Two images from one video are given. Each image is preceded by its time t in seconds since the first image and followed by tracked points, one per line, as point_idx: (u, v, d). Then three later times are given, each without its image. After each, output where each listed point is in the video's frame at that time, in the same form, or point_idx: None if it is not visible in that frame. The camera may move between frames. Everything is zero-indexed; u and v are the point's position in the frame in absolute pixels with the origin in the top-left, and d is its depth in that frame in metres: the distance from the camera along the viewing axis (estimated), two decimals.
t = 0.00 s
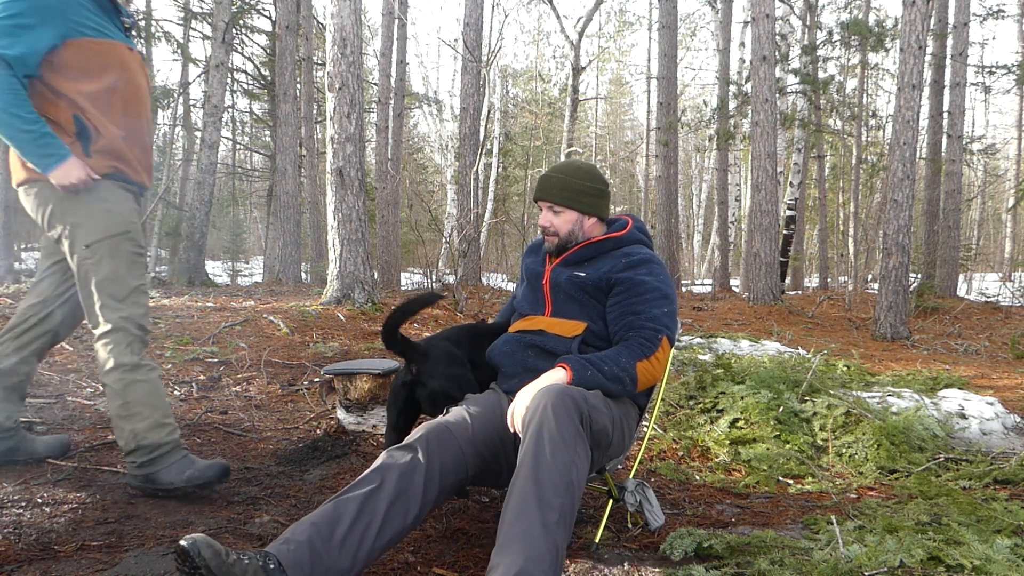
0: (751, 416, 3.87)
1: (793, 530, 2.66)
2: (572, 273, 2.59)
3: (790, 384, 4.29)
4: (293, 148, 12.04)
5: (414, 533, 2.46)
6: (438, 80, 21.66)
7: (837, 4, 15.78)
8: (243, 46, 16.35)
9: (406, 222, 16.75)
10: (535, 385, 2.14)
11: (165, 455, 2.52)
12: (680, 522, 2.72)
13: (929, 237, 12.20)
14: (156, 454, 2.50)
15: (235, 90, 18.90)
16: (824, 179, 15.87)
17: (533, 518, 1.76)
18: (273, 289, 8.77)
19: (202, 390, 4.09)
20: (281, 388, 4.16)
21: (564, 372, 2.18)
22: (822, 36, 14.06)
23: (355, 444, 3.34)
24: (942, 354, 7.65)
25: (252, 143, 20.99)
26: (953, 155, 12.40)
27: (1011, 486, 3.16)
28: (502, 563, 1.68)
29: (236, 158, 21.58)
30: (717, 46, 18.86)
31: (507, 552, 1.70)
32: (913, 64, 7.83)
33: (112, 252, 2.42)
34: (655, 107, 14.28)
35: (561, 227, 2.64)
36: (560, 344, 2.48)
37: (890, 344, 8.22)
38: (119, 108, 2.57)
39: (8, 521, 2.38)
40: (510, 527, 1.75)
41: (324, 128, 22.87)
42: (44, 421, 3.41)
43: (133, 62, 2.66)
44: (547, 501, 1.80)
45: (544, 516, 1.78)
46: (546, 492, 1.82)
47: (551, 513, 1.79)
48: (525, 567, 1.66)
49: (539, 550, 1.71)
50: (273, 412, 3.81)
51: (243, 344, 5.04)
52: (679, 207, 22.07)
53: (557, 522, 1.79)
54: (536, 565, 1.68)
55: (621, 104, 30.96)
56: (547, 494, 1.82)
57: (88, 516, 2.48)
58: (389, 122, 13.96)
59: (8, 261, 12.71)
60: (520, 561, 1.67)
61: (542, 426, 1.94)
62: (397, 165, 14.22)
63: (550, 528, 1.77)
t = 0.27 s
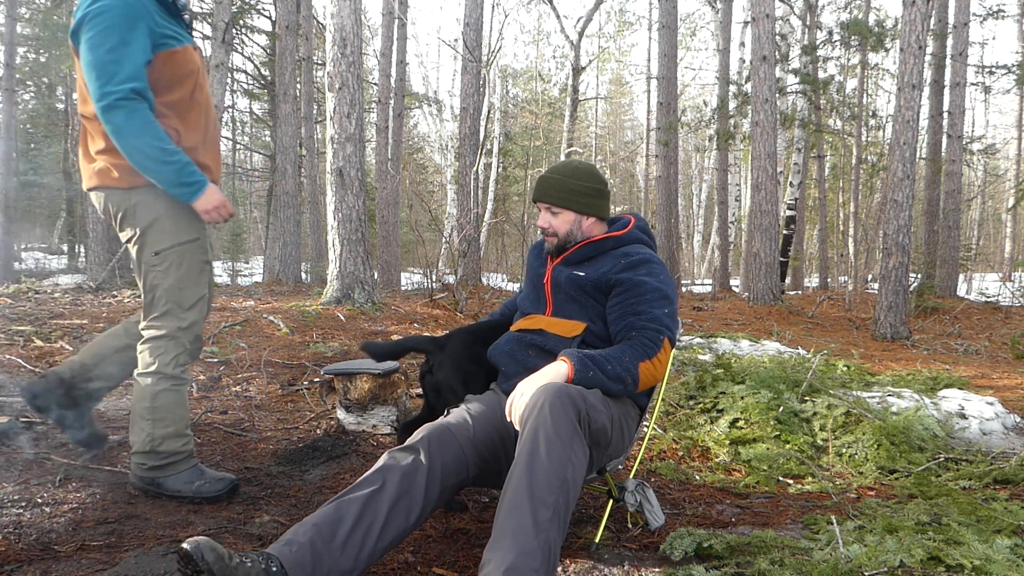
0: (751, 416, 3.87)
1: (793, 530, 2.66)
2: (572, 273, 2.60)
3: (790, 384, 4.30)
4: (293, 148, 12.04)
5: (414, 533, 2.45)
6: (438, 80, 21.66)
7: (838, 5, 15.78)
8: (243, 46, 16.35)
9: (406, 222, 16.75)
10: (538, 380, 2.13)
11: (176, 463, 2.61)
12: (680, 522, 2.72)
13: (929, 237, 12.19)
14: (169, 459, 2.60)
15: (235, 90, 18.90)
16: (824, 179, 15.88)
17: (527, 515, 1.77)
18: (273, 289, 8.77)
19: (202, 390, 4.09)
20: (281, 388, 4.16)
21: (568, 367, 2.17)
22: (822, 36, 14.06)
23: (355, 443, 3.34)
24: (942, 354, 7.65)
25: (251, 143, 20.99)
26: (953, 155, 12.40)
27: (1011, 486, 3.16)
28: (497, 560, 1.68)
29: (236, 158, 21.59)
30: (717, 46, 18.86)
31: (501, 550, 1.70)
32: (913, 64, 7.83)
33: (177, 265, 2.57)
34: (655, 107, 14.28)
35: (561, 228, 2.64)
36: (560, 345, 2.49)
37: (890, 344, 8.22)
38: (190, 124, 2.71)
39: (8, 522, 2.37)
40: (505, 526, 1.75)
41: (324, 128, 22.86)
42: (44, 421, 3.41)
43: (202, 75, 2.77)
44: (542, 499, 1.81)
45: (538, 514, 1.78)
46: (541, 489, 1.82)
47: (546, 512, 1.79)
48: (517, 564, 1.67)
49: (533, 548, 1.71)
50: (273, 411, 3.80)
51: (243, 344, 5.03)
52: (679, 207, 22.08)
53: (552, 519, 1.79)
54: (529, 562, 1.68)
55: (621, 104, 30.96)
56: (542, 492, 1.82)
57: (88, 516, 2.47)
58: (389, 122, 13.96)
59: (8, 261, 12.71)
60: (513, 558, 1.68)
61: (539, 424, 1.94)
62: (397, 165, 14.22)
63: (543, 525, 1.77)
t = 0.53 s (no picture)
0: (751, 416, 3.87)
1: (793, 530, 2.67)
2: (577, 273, 2.60)
3: (790, 384, 4.29)
4: (293, 148, 12.04)
5: (415, 533, 2.45)
6: (438, 80, 21.68)
7: (838, 4, 15.78)
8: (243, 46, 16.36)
9: (406, 222, 16.75)
10: (556, 369, 2.09)
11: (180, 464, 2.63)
12: (680, 522, 2.72)
13: (929, 237, 12.19)
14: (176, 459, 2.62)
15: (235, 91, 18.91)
16: (824, 179, 15.87)
17: (529, 515, 1.77)
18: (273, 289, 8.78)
19: (202, 390, 4.09)
20: (281, 388, 4.16)
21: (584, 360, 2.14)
22: (822, 36, 14.06)
23: (355, 443, 3.34)
24: (942, 354, 7.65)
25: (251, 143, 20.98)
26: (953, 155, 12.40)
27: (1011, 486, 3.16)
28: (499, 561, 1.68)
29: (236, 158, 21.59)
30: (717, 46, 18.86)
31: (502, 554, 1.70)
32: (913, 64, 7.83)
33: (199, 266, 2.64)
34: (655, 107, 14.28)
35: (562, 229, 2.63)
36: (566, 345, 2.49)
37: (890, 344, 8.22)
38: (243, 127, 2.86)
39: (8, 522, 2.38)
40: (505, 527, 1.75)
41: (323, 128, 22.87)
42: (44, 421, 3.42)
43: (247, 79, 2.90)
44: (541, 499, 1.81)
45: (540, 515, 1.77)
46: (541, 490, 1.82)
47: (545, 511, 1.79)
48: (518, 565, 1.67)
49: (533, 548, 1.71)
50: (274, 411, 3.80)
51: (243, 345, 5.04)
52: (679, 207, 22.08)
53: (553, 521, 1.79)
54: (530, 564, 1.68)
55: (621, 104, 30.96)
56: (542, 492, 1.82)
57: (88, 516, 2.47)
58: (389, 122, 13.96)
59: (8, 262, 12.72)
60: (514, 559, 1.68)
61: (542, 424, 1.96)
62: (397, 166, 14.22)
63: (544, 527, 1.77)
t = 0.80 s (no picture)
0: (751, 416, 3.87)
1: (793, 530, 2.66)
2: (584, 269, 2.58)
3: (790, 383, 4.30)
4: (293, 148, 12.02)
5: (415, 534, 2.45)
6: (438, 80, 21.70)
7: (838, 4, 15.78)
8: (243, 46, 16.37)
9: (406, 222, 16.76)
10: (587, 345, 2.07)
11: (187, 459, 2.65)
12: (680, 522, 2.72)
13: (929, 237, 12.18)
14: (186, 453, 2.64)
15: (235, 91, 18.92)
16: (824, 179, 15.87)
17: (532, 488, 1.86)
18: (273, 289, 8.78)
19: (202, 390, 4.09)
20: (281, 388, 4.16)
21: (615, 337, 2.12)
22: (822, 36, 14.06)
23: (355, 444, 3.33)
24: (942, 354, 7.65)
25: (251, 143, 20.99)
26: (953, 155, 12.40)
27: (1011, 486, 3.16)
28: (497, 530, 1.79)
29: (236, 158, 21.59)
30: (717, 46, 18.86)
31: (503, 522, 1.80)
32: (913, 64, 7.83)
33: (214, 270, 2.66)
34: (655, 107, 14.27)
35: (567, 226, 2.62)
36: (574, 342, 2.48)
37: (890, 344, 8.22)
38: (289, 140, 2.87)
39: (8, 522, 2.38)
40: (508, 497, 1.86)
41: (324, 128, 22.88)
42: (44, 421, 3.42)
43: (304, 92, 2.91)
44: (545, 475, 1.89)
45: (541, 489, 1.86)
46: (547, 467, 1.90)
47: (547, 487, 1.87)
48: (514, 537, 1.77)
49: (532, 522, 1.81)
50: (273, 411, 3.80)
51: (243, 345, 5.05)
52: (679, 207, 22.08)
53: (553, 496, 1.88)
54: (525, 536, 1.78)
55: (621, 104, 30.96)
56: (548, 470, 1.90)
57: (88, 516, 2.47)
58: (389, 122, 13.96)
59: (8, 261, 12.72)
60: (512, 530, 1.79)
61: (558, 400, 2.02)
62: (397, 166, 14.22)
63: (545, 501, 1.87)
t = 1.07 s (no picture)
0: (751, 416, 3.87)
1: (793, 530, 2.67)
2: (589, 271, 2.58)
3: (790, 383, 4.30)
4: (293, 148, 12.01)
5: (415, 534, 2.45)
6: (438, 80, 21.71)
7: (838, 5, 15.78)
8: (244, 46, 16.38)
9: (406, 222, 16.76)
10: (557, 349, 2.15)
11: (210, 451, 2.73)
12: (680, 522, 2.72)
13: (929, 237, 12.18)
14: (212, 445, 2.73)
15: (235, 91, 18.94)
16: (824, 179, 15.88)
17: (505, 488, 1.82)
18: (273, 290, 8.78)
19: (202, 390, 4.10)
20: (281, 388, 4.16)
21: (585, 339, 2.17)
22: (822, 36, 14.07)
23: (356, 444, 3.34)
24: (942, 354, 7.65)
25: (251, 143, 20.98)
26: (953, 155, 12.41)
27: (1011, 486, 3.16)
28: (468, 530, 1.74)
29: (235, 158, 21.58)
30: (717, 46, 18.85)
31: (475, 521, 1.76)
32: (913, 64, 7.83)
33: (236, 277, 2.72)
34: (655, 107, 14.27)
35: (573, 224, 2.62)
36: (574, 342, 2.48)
37: (890, 344, 8.22)
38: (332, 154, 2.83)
39: (8, 522, 2.38)
40: (482, 498, 1.81)
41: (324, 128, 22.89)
42: (44, 421, 3.42)
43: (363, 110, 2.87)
44: (519, 474, 1.85)
45: (516, 488, 1.83)
46: (523, 465, 1.87)
47: (521, 486, 1.83)
48: (486, 535, 1.73)
49: (505, 520, 1.76)
50: (273, 412, 3.80)
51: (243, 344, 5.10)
52: (679, 207, 22.09)
53: (529, 495, 1.83)
54: (499, 534, 1.74)
55: (621, 104, 30.96)
56: (524, 468, 1.87)
57: (88, 516, 2.47)
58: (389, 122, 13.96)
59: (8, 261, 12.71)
60: (485, 529, 1.74)
61: (535, 399, 1.99)
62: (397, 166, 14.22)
63: (519, 499, 1.82)
